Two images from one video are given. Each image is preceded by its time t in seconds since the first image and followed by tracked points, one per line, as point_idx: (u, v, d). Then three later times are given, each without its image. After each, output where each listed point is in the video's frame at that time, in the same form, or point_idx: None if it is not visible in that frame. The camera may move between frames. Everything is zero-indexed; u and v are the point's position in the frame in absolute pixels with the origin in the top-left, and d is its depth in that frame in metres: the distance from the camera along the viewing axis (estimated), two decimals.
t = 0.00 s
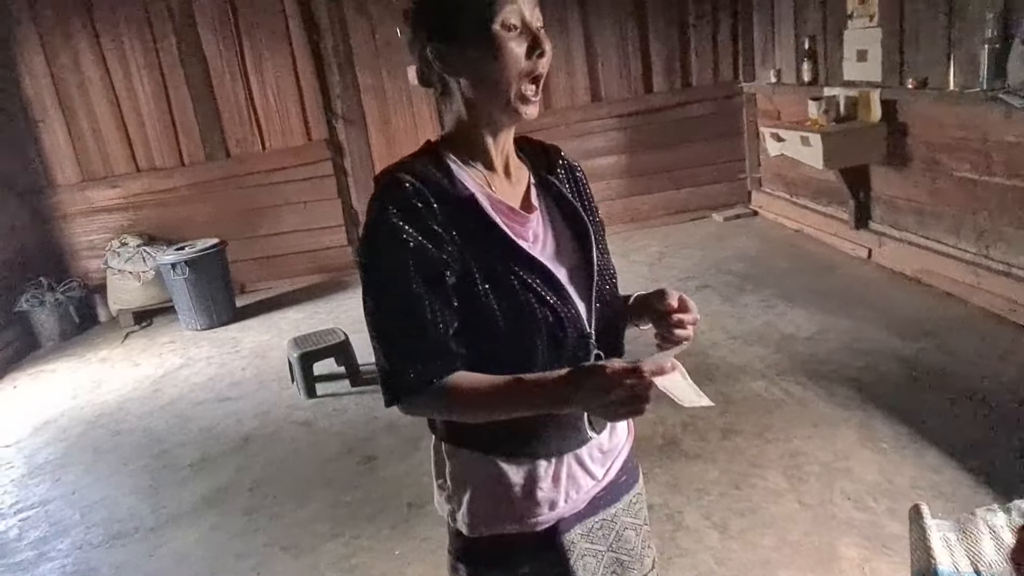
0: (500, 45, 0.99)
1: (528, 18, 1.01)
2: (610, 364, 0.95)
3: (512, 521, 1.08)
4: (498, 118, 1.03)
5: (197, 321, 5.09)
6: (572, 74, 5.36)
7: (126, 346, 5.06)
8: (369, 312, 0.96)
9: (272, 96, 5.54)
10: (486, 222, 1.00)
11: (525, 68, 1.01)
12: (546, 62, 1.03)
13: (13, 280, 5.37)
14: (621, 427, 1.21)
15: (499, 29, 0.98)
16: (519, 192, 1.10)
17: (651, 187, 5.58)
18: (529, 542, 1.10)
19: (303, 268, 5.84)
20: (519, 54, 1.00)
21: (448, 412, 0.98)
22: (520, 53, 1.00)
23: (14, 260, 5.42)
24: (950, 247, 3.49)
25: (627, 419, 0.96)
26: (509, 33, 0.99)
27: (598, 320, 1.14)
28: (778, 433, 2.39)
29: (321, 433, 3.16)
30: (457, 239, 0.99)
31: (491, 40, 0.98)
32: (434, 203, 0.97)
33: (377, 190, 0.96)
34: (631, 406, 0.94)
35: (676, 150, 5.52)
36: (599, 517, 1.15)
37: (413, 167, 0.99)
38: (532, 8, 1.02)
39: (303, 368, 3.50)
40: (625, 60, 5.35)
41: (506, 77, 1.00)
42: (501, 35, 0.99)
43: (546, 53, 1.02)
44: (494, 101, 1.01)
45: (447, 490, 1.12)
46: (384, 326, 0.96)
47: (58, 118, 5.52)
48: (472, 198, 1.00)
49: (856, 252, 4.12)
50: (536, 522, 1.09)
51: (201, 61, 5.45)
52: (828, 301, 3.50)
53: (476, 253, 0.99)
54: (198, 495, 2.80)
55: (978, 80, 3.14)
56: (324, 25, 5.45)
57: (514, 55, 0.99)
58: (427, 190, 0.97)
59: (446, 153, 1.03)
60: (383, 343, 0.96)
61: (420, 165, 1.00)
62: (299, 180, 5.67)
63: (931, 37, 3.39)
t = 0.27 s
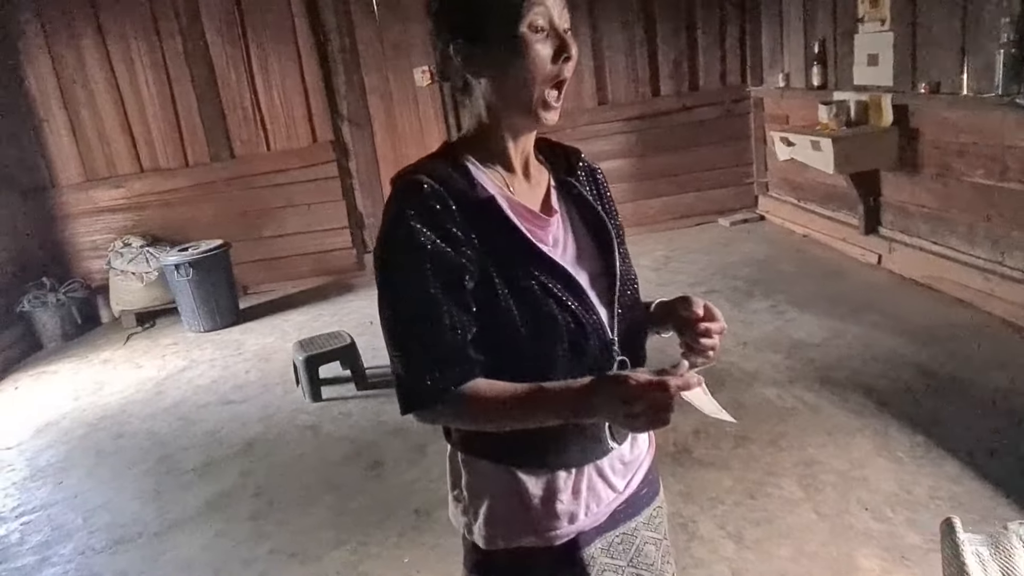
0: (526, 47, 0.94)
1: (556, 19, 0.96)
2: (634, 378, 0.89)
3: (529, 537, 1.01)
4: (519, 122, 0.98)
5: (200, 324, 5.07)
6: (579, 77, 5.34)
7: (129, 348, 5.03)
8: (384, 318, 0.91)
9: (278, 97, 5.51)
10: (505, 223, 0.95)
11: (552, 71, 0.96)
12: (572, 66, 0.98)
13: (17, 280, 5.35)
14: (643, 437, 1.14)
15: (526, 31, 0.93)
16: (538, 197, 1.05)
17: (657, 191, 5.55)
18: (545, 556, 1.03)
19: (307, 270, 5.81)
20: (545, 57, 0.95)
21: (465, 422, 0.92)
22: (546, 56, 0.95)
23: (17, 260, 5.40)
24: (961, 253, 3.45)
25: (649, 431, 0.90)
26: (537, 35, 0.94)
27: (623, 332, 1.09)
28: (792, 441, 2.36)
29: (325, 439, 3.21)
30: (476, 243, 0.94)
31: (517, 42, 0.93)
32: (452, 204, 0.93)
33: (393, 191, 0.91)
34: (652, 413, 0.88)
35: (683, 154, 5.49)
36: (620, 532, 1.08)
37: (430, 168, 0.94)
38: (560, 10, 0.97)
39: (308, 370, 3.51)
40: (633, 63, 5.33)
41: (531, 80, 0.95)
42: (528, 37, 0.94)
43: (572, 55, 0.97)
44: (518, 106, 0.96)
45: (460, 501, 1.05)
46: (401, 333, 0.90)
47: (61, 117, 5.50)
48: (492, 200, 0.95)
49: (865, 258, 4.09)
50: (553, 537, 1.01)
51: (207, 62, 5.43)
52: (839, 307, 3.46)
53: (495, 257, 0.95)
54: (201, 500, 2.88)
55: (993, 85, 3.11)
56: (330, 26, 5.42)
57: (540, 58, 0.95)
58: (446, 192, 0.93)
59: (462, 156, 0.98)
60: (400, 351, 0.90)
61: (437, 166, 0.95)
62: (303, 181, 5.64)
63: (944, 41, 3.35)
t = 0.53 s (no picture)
0: (545, 47, 0.91)
1: (575, 18, 0.94)
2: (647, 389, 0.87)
3: (537, 548, 0.97)
4: (535, 123, 0.96)
5: (202, 324, 5.05)
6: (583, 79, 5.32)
7: (130, 348, 5.01)
8: (393, 322, 0.88)
9: (281, 97, 5.50)
10: (519, 227, 0.92)
11: (570, 70, 0.93)
12: (591, 66, 0.95)
13: (18, 280, 5.34)
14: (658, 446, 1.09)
15: (545, 30, 0.91)
16: (550, 201, 1.02)
17: (661, 193, 5.53)
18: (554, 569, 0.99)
19: (309, 271, 5.79)
20: (563, 55, 0.92)
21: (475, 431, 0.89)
22: (565, 55, 0.92)
23: (19, 260, 5.38)
24: (969, 258, 3.43)
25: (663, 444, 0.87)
26: (556, 34, 0.92)
27: (638, 340, 1.04)
28: (801, 446, 2.33)
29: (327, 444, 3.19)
30: (488, 247, 0.91)
31: (536, 40, 0.91)
32: (464, 207, 0.90)
33: (404, 192, 0.89)
34: (668, 424, 0.85)
35: (687, 156, 5.47)
36: (630, 543, 1.04)
37: (441, 169, 0.92)
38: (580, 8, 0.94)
39: (311, 371, 3.54)
40: (637, 65, 5.30)
41: (548, 80, 0.92)
42: (547, 36, 0.91)
43: (591, 54, 0.95)
44: (536, 106, 0.94)
45: (467, 507, 1.01)
46: (409, 337, 0.87)
47: (63, 116, 5.48)
48: (505, 203, 0.92)
49: (871, 261, 4.06)
50: (563, 548, 0.97)
51: (210, 62, 5.41)
52: (845, 311, 3.44)
53: (508, 261, 0.92)
54: (203, 503, 2.87)
55: (1002, 89, 3.09)
56: (334, 26, 5.41)
57: (558, 57, 0.92)
58: (457, 194, 0.90)
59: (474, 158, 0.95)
60: (408, 356, 0.87)
61: (449, 167, 0.92)
62: (306, 182, 5.62)
63: (953, 43, 3.33)
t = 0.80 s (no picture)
0: (550, 47, 0.90)
1: (581, 18, 0.92)
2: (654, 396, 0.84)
3: (541, 554, 0.96)
4: (540, 125, 0.95)
5: (200, 325, 5.04)
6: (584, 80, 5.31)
7: (128, 349, 5.00)
8: (394, 326, 0.86)
9: (280, 98, 5.48)
10: (522, 229, 0.90)
11: (576, 71, 0.92)
12: (597, 67, 0.93)
13: (16, 280, 5.32)
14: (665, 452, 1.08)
15: (550, 30, 0.89)
16: (554, 202, 1.00)
17: (661, 195, 5.52)
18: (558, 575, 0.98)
19: (308, 271, 5.78)
20: (569, 55, 0.91)
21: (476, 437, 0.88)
22: (570, 55, 0.90)
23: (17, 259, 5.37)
24: (971, 260, 3.42)
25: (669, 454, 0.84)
26: (561, 34, 0.90)
27: (643, 344, 1.03)
28: (803, 449, 2.32)
29: (326, 445, 3.18)
30: (491, 250, 0.90)
31: (541, 40, 0.89)
32: (467, 209, 0.88)
33: (406, 193, 0.87)
34: (675, 436, 0.82)
35: (688, 158, 5.46)
36: (635, 549, 1.02)
37: (444, 171, 0.90)
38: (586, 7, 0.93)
39: (310, 374, 3.53)
40: (638, 66, 5.30)
41: (553, 80, 0.91)
42: (553, 36, 0.90)
43: (597, 54, 0.93)
44: (541, 107, 0.92)
45: (471, 511, 1.00)
46: (410, 342, 0.85)
47: (62, 116, 5.47)
48: (508, 205, 0.91)
49: (872, 264, 4.05)
50: (566, 554, 0.96)
51: (210, 61, 5.40)
52: (846, 313, 3.43)
53: (511, 265, 0.90)
54: (202, 505, 2.86)
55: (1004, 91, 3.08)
56: (335, 26, 5.39)
57: (564, 57, 0.90)
58: (461, 196, 0.88)
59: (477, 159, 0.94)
60: (410, 361, 0.86)
61: (452, 169, 0.91)
62: (305, 182, 5.61)
63: (955, 46, 3.33)
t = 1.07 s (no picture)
0: (547, 48, 0.89)
1: (580, 18, 0.92)
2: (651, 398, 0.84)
3: (539, 555, 0.95)
4: (538, 126, 0.94)
5: (195, 325, 5.03)
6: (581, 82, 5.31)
7: (123, 350, 4.99)
8: (390, 327, 0.86)
9: (276, 98, 5.48)
10: (519, 229, 0.90)
11: (574, 72, 0.91)
12: (595, 68, 0.93)
13: (9, 280, 5.31)
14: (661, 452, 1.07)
15: (548, 30, 0.89)
16: (552, 203, 1.00)
17: (657, 197, 5.53)
18: None
19: (303, 272, 5.77)
20: (567, 56, 0.90)
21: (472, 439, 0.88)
22: (568, 56, 0.90)
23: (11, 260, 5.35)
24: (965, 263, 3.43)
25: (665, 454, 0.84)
26: (559, 35, 0.90)
27: (640, 344, 1.03)
28: (799, 450, 2.33)
29: (321, 446, 3.18)
30: (488, 251, 0.89)
31: (538, 41, 0.89)
32: (464, 210, 0.88)
33: (403, 194, 0.87)
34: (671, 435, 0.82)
35: (683, 159, 5.47)
36: (633, 550, 1.02)
37: (441, 172, 0.90)
38: (585, 7, 0.92)
39: (306, 375, 3.53)
40: (634, 67, 5.30)
41: (550, 81, 0.90)
42: (550, 37, 0.89)
43: (596, 55, 0.92)
44: (539, 107, 0.92)
45: (468, 513, 1.00)
46: (407, 342, 0.85)
47: (56, 115, 5.45)
48: (505, 206, 0.91)
49: (867, 266, 4.06)
50: (564, 556, 0.96)
51: (205, 61, 5.39)
52: (841, 315, 3.44)
53: (508, 266, 0.90)
54: (197, 506, 2.85)
55: (999, 94, 3.10)
56: (331, 27, 5.39)
57: (562, 58, 0.90)
58: (458, 197, 0.88)
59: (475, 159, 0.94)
60: (406, 361, 0.85)
61: (449, 169, 0.91)
62: (301, 183, 5.60)
63: (950, 49, 3.34)
